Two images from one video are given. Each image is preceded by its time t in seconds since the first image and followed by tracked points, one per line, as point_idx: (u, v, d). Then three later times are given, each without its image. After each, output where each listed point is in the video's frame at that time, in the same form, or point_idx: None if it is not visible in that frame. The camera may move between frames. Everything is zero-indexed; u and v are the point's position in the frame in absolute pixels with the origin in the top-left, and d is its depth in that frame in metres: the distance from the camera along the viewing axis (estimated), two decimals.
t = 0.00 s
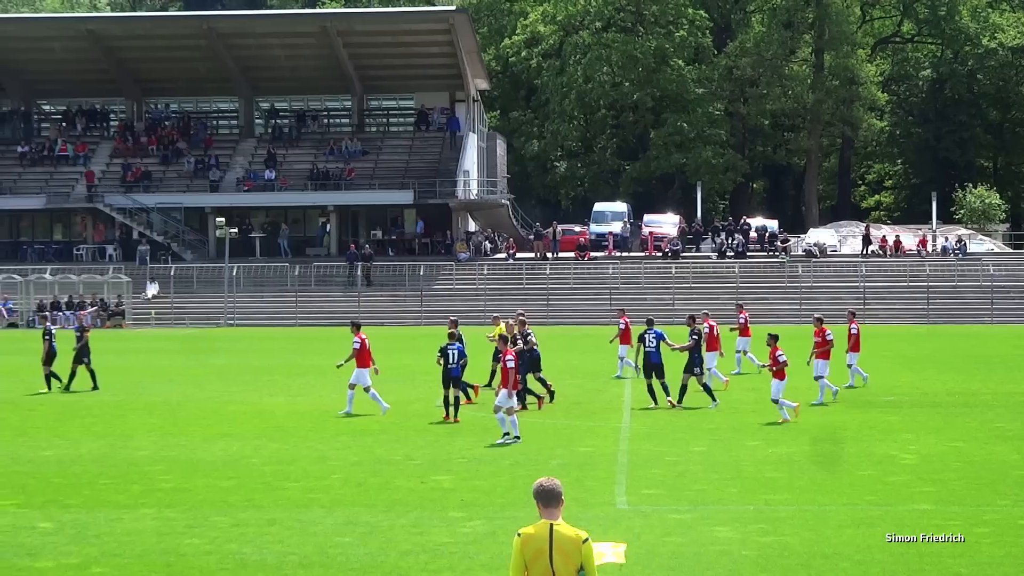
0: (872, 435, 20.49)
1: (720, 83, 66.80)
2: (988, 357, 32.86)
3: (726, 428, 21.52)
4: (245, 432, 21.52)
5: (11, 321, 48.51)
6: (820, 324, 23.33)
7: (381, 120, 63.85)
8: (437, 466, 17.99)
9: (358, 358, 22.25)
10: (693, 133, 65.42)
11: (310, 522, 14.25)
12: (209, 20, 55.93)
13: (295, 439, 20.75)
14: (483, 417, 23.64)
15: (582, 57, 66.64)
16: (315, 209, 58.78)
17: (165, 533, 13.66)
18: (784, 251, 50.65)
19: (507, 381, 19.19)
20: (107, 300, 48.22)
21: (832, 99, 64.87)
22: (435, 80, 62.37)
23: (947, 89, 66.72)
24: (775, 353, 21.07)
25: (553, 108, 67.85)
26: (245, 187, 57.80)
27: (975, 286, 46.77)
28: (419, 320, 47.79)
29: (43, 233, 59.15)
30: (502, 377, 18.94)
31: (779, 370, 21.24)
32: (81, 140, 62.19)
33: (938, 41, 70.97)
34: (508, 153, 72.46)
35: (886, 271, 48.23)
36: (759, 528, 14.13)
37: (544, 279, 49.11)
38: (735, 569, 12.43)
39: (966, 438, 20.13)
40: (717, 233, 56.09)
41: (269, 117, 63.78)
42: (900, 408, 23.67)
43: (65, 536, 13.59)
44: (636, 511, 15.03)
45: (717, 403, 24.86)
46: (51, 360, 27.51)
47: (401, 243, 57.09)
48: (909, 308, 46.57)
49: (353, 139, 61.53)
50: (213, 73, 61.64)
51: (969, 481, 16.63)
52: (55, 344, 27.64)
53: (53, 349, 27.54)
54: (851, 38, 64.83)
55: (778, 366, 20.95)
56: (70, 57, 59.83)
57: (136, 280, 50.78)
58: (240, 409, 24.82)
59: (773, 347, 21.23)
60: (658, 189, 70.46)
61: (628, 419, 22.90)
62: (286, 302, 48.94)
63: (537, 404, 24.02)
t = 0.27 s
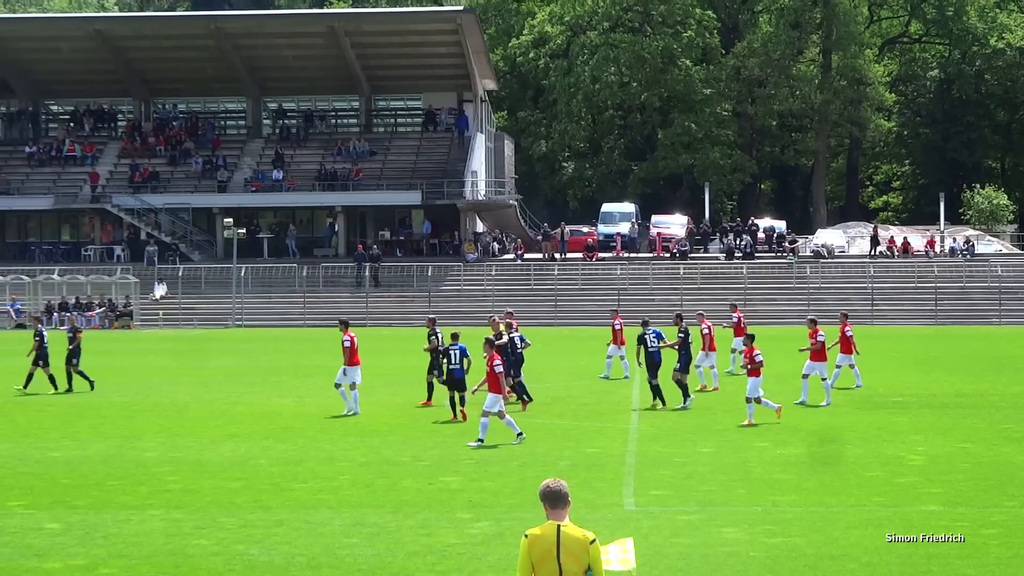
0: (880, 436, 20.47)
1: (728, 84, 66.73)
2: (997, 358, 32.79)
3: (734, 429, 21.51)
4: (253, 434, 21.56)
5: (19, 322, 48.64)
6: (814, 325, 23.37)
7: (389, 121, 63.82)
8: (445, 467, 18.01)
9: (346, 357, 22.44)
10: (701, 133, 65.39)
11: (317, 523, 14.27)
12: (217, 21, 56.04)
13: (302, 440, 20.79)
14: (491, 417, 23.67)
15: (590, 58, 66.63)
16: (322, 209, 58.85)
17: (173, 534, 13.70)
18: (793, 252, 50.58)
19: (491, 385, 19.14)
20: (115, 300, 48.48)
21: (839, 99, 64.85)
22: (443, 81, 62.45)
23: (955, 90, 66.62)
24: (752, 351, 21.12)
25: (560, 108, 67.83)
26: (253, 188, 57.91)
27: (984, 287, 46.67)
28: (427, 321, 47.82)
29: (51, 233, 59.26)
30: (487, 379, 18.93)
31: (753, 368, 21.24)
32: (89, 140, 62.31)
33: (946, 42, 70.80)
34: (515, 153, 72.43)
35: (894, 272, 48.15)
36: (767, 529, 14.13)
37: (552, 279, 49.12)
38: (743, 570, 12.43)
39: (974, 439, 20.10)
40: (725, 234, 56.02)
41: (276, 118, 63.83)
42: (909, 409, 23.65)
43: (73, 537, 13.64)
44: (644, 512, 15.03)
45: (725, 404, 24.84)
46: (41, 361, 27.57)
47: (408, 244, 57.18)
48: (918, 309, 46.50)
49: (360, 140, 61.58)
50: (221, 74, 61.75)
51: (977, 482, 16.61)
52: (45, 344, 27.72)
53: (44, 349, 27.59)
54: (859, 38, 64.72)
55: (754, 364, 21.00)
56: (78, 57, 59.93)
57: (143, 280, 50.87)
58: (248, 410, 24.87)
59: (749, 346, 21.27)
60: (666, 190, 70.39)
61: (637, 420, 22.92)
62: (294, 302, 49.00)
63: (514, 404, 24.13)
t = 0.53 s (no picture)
0: (889, 431, 20.45)
1: (737, 78, 66.62)
2: (1006, 353, 32.71)
3: (742, 423, 21.51)
4: (260, 428, 21.59)
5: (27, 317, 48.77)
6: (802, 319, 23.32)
7: (397, 115, 63.76)
8: (453, 461, 18.04)
9: (332, 356, 22.51)
10: (709, 128, 65.30)
11: (326, 518, 14.30)
12: (225, 16, 56.04)
13: (310, 434, 20.83)
14: (498, 412, 23.69)
15: (598, 52, 66.59)
16: (330, 204, 58.89)
17: (181, 529, 13.74)
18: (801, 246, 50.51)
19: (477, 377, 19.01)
20: (123, 295, 48.62)
21: (848, 94, 64.76)
22: (451, 75, 62.46)
23: (964, 84, 66.45)
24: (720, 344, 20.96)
25: (568, 103, 67.76)
26: (261, 182, 57.95)
27: (992, 281, 46.57)
28: (435, 315, 47.85)
29: (59, 228, 59.36)
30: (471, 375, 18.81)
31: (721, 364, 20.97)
32: (97, 135, 62.39)
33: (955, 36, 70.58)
34: (523, 148, 72.37)
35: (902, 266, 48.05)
36: (776, 524, 14.14)
37: (560, 274, 49.10)
38: (752, 565, 12.44)
39: (983, 434, 20.07)
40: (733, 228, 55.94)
41: (284, 112, 63.84)
42: (917, 403, 23.63)
43: (81, 531, 13.68)
44: (653, 506, 15.03)
45: (733, 399, 24.82)
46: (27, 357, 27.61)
47: (417, 238, 57.22)
48: (927, 303, 46.45)
49: (368, 134, 61.57)
50: (229, 68, 61.81)
51: (986, 477, 16.59)
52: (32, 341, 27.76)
53: (30, 346, 27.62)
54: (867, 32, 64.56)
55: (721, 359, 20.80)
56: (86, 52, 59.97)
57: (152, 275, 50.93)
58: (256, 405, 24.90)
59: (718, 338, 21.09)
60: (674, 184, 70.26)
61: (644, 415, 22.91)
62: (302, 297, 49.05)
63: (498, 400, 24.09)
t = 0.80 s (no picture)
0: (896, 424, 20.49)
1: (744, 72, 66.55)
2: (1013, 347, 32.69)
3: (750, 417, 21.55)
4: (268, 420, 21.69)
5: (36, 309, 48.98)
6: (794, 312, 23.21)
7: (404, 110, 63.54)
8: (461, 454, 18.11)
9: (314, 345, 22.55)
10: (716, 122, 65.26)
11: (334, 510, 14.39)
12: (233, 10, 56.13)
13: (318, 426, 20.92)
14: (505, 405, 23.76)
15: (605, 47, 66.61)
16: (337, 197, 59.00)
17: (189, 520, 13.84)
18: (809, 241, 50.48)
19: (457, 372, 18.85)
20: (131, 288, 48.84)
21: (855, 89, 64.65)
22: (459, 69, 62.51)
23: (970, 79, 66.33)
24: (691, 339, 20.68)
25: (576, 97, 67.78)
26: (268, 176, 58.06)
27: (1000, 275, 46.52)
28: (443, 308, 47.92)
29: (68, 221, 59.59)
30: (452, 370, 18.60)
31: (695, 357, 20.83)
32: (105, 128, 62.54)
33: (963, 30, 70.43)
34: (530, 141, 72.38)
35: (909, 260, 48.01)
36: (782, 517, 14.20)
37: (567, 267, 49.16)
38: (758, 558, 12.50)
39: (989, 428, 20.10)
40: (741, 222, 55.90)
41: (292, 106, 63.93)
42: (924, 397, 23.65)
43: (90, 522, 13.78)
44: (660, 499, 15.09)
45: (741, 392, 24.85)
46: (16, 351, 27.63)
47: (424, 231, 57.32)
48: (935, 297, 46.37)
49: (376, 128, 61.63)
50: (236, 62, 61.94)
51: (992, 470, 16.62)
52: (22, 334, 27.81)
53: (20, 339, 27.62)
54: (874, 27, 64.46)
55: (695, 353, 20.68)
56: (94, 45, 60.08)
57: (160, 268, 51.07)
58: (263, 397, 25.01)
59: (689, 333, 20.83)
60: (681, 178, 70.27)
61: (651, 408, 22.96)
62: (310, 290, 49.16)
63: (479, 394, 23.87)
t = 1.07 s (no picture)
0: (907, 420, 20.47)
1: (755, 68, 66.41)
2: None
3: (760, 413, 21.57)
4: (279, 417, 21.77)
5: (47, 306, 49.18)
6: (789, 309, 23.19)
7: (414, 105, 63.62)
8: (472, 450, 18.16)
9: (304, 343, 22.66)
10: (727, 118, 65.12)
11: (345, 506, 14.46)
12: (243, 6, 56.23)
13: (330, 423, 20.99)
14: (516, 401, 23.79)
15: (616, 43, 66.59)
16: (348, 194, 59.08)
17: (201, 517, 13.91)
18: (820, 236, 50.40)
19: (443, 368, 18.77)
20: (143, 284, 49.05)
21: (865, 84, 64.52)
22: (470, 66, 62.57)
23: (981, 74, 66.10)
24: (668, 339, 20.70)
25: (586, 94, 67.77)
26: (279, 172, 58.13)
27: (1011, 271, 46.39)
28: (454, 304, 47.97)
29: (79, 217, 59.81)
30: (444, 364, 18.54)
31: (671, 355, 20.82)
32: (116, 125, 62.71)
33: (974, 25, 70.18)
34: (541, 137, 72.33)
35: (920, 256, 47.90)
36: (794, 513, 14.21)
37: (578, 263, 49.18)
38: (770, 554, 12.53)
39: (1001, 424, 20.06)
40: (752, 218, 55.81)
41: (303, 102, 64.02)
42: (935, 394, 23.61)
43: (102, 519, 13.87)
44: (672, 495, 15.13)
45: (752, 388, 24.85)
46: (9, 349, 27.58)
47: (435, 228, 57.36)
48: (944, 292, 46.40)
49: (386, 125, 61.67)
50: (247, 59, 62.10)
51: (1003, 466, 16.61)
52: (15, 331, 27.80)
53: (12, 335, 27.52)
54: (885, 22, 64.35)
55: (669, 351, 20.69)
56: (105, 41, 60.23)
57: (171, 264, 51.21)
58: (275, 394, 25.09)
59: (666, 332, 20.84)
60: (692, 174, 70.18)
61: (663, 404, 23.00)
62: (321, 287, 49.26)
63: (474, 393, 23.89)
